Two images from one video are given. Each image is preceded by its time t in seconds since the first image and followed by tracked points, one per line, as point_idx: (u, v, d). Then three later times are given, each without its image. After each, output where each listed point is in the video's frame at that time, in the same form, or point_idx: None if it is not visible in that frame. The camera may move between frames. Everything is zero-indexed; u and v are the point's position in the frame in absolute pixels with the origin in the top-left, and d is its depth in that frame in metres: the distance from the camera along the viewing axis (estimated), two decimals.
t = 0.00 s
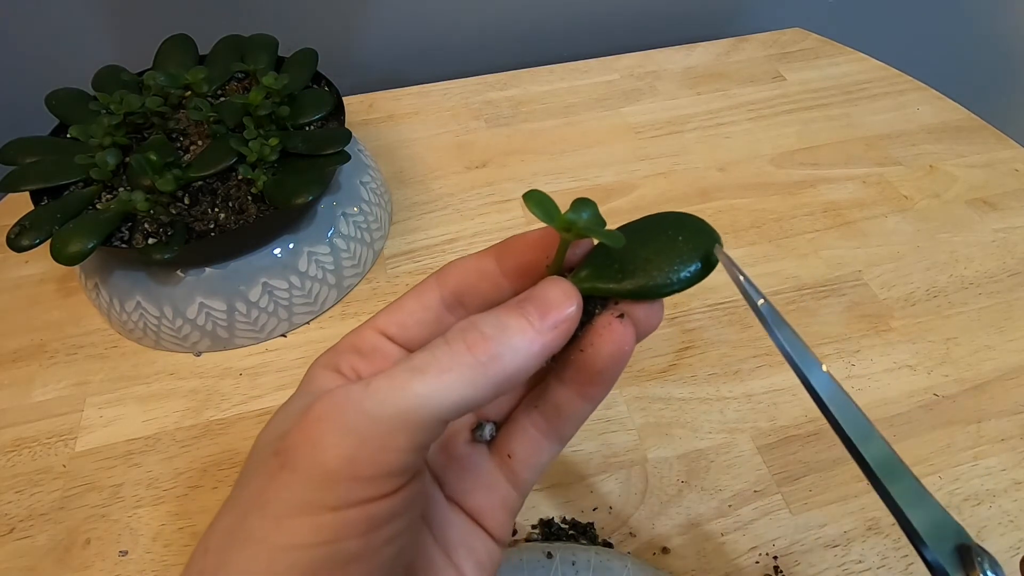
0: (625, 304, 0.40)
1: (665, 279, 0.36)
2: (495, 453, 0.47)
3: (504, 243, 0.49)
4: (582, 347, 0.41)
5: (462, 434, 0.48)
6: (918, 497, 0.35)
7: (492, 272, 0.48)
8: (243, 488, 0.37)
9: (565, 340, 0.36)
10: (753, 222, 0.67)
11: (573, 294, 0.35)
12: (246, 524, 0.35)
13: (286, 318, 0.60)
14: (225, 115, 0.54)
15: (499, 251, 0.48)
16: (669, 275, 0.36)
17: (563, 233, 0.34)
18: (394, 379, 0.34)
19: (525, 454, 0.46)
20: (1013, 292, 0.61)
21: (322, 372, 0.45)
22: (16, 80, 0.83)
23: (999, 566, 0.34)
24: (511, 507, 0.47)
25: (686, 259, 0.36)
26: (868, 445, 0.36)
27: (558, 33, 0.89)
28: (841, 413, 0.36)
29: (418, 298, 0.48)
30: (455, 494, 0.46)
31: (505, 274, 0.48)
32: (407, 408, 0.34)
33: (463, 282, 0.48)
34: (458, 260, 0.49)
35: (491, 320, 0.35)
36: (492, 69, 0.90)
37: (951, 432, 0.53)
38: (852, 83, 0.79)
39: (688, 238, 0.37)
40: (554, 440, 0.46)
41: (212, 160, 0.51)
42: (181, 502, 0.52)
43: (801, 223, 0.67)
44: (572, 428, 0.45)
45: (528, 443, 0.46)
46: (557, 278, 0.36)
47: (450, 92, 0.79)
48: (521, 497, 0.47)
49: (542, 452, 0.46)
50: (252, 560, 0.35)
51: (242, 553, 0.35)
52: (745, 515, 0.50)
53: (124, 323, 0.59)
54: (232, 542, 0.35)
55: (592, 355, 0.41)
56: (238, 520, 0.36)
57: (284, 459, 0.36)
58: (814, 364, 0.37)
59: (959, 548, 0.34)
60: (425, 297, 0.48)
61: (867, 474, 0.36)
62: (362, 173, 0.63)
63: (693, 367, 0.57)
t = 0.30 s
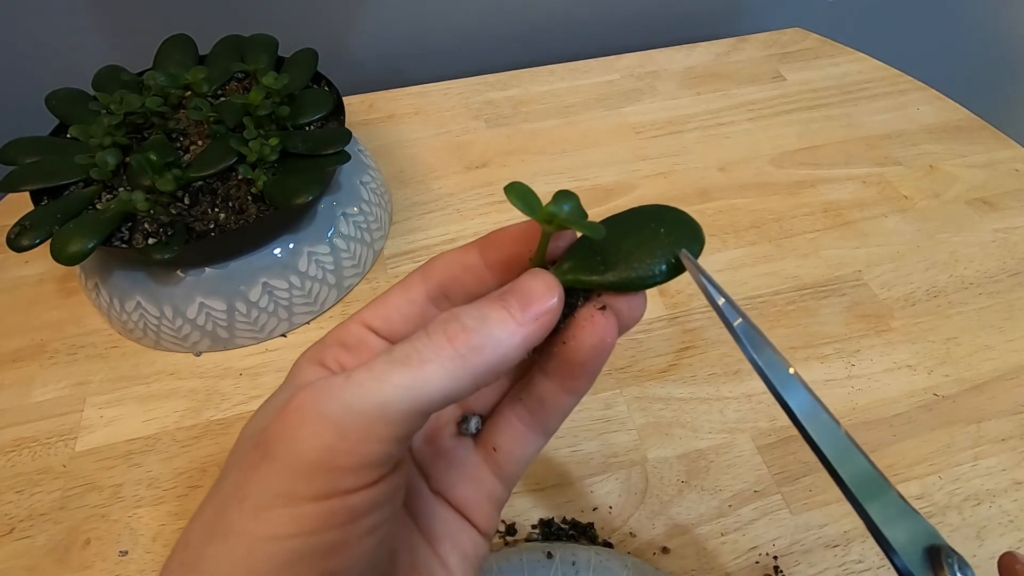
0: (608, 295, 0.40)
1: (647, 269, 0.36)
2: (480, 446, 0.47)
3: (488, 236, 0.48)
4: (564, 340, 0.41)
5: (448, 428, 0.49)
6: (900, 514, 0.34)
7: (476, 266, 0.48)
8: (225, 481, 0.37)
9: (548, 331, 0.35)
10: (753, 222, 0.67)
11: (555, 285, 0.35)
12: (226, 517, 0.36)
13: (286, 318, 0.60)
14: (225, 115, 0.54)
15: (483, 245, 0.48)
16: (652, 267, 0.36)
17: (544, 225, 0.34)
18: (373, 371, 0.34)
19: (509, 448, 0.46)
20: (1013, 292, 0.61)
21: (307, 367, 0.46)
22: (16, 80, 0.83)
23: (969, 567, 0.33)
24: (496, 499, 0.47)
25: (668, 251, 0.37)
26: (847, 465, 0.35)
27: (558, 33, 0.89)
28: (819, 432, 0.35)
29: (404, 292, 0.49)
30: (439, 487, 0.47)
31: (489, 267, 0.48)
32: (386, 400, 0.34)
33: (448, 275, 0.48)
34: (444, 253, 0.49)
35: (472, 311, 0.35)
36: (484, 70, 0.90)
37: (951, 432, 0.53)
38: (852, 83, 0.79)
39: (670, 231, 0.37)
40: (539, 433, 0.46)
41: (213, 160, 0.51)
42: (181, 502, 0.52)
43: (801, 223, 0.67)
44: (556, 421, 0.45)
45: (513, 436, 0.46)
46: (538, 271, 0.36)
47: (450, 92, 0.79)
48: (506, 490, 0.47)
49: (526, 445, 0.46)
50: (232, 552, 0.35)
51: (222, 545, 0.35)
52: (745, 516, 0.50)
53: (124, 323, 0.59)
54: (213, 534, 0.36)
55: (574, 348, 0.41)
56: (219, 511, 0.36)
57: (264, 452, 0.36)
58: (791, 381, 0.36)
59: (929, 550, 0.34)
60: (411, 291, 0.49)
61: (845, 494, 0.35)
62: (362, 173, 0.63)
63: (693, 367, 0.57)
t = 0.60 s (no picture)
0: (607, 293, 0.40)
1: (645, 266, 0.36)
2: (479, 443, 0.47)
3: (487, 232, 0.48)
4: (563, 337, 0.41)
5: (447, 425, 0.49)
6: (894, 518, 0.34)
7: (475, 263, 0.48)
8: (222, 477, 0.37)
9: (547, 327, 0.36)
10: (753, 222, 0.67)
11: (554, 282, 0.35)
12: (223, 513, 0.36)
13: (286, 318, 0.60)
14: (225, 115, 0.54)
15: (480, 242, 0.48)
16: (651, 264, 0.36)
17: (542, 220, 0.34)
18: (372, 368, 0.34)
19: (508, 445, 0.46)
20: (1013, 292, 0.61)
21: (305, 363, 0.46)
22: (16, 80, 0.83)
23: (962, 567, 0.34)
24: (494, 497, 0.47)
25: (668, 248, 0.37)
26: (841, 469, 0.34)
27: (558, 33, 0.89)
28: (813, 436, 0.35)
29: (402, 290, 0.49)
30: (438, 484, 0.47)
31: (487, 264, 0.48)
32: (384, 398, 0.34)
33: (446, 273, 0.48)
34: (442, 250, 0.49)
35: (471, 308, 0.35)
36: (483, 69, 0.90)
37: (951, 432, 0.53)
38: (852, 83, 0.79)
39: (669, 227, 0.37)
40: (538, 430, 0.46)
41: (213, 160, 0.51)
42: (181, 502, 0.52)
43: (801, 223, 0.67)
44: (555, 418, 0.45)
45: (512, 433, 0.46)
46: (538, 267, 0.36)
47: (450, 92, 0.79)
48: (505, 487, 0.47)
49: (525, 443, 0.46)
50: (229, 548, 0.35)
51: (219, 541, 0.35)
52: (745, 516, 0.50)
53: (124, 323, 0.59)
54: (210, 530, 0.36)
55: (573, 345, 0.41)
56: (216, 508, 0.36)
57: (261, 448, 0.36)
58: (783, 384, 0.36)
59: (923, 552, 0.34)
60: (410, 288, 0.49)
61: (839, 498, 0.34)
62: (362, 173, 0.63)
63: (693, 367, 0.57)
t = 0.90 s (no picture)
0: (612, 292, 0.40)
1: (650, 265, 0.36)
2: (484, 442, 0.47)
3: (490, 232, 0.48)
4: (567, 336, 0.41)
5: (450, 425, 0.49)
6: (893, 522, 0.34)
7: (478, 261, 0.48)
8: (225, 477, 0.37)
9: (554, 326, 0.35)
10: (753, 222, 0.67)
11: (562, 279, 0.35)
12: (227, 513, 0.35)
13: (286, 318, 0.60)
14: (225, 115, 0.54)
15: (484, 241, 0.48)
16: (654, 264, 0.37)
17: (556, 219, 0.34)
18: (376, 367, 0.34)
19: (512, 444, 0.46)
20: (1013, 292, 0.61)
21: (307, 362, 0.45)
22: (16, 80, 0.83)
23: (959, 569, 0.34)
24: (497, 495, 0.47)
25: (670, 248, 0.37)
26: (840, 473, 0.34)
27: (558, 33, 0.89)
28: (812, 440, 0.35)
29: (405, 289, 0.49)
30: (442, 483, 0.47)
31: (490, 263, 0.48)
32: (389, 397, 0.34)
33: (449, 271, 0.48)
34: (445, 249, 0.49)
35: (475, 307, 0.35)
36: (482, 69, 0.90)
37: (951, 432, 0.53)
38: (852, 83, 0.79)
39: (674, 228, 0.37)
40: (542, 429, 0.46)
41: (212, 160, 0.51)
42: (181, 502, 0.52)
43: (801, 223, 0.67)
44: (559, 417, 0.45)
45: (516, 433, 0.46)
46: (546, 264, 0.36)
47: (450, 92, 0.79)
48: (508, 486, 0.47)
49: (529, 441, 0.46)
50: (233, 548, 0.35)
51: (223, 541, 0.35)
52: (745, 515, 0.50)
53: (124, 323, 0.59)
54: (214, 530, 0.35)
55: (577, 344, 0.41)
56: (220, 508, 0.36)
57: (266, 447, 0.36)
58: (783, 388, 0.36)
59: (917, 550, 0.34)
60: (413, 287, 0.49)
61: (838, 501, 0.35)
62: (362, 173, 0.63)
63: (693, 367, 0.57)
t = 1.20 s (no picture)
0: (606, 284, 0.40)
1: (639, 257, 0.36)
2: (481, 437, 0.48)
3: (487, 230, 0.48)
4: (562, 327, 0.41)
5: (447, 420, 0.49)
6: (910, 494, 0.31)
7: (476, 260, 0.48)
8: (228, 473, 0.37)
9: (550, 321, 0.36)
10: (753, 222, 0.67)
11: (558, 275, 0.35)
12: (232, 507, 0.35)
13: (286, 318, 0.60)
14: (225, 115, 0.54)
15: (481, 239, 0.48)
16: (645, 254, 0.36)
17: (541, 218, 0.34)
18: (380, 362, 0.34)
19: (509, 438, 0.47)
20: (1013, 292, 0.61)
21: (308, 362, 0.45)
22: (16, 80, 0.83)
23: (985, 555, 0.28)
24: (496, 489, 0.47)
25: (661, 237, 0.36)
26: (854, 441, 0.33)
27: (558, 33, 0.89)
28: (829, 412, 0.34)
29: (403, 288, 0.49)
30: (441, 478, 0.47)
31: (488, 261, 0.48)
32: (394, 391, 0.34)
33: (447, 270, 0.49)
34: (443, 248, 0.49)
35: (475, 303, 0.35)
36: (482, 69, 0.90)
37: (951, 432, 0.53)
38: (852, 83, 0.79)
39: (663, 218, 0.37)
40: (539, 422, 0.46)
41: (213, 160, 0.51)
42: (181, 502, 0.52)
43: (801, 223, 0.67)
44: (555, 410, 0.46)
45: (513, 426, 0.46)
46: (541, 261, 0.36)
47: (450, 92, 0.79)
48: (507, 480, 0.48)
49: (526, 435, 0.47)
50: (239, 541, 0.34)
51: (230, 533, 0.34)
52: (745, 515, 0.50)
53: (124, 323, 0.59)
54: (220, 523, 0.35)
55: (572, 335, 0.41)
56: (227, 500, 0.35)
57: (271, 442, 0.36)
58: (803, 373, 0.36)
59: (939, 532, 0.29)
60: (410, 286, 0.49)
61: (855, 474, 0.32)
62: (362, 173, 0.63)
63: (693, 367, 0.57)
